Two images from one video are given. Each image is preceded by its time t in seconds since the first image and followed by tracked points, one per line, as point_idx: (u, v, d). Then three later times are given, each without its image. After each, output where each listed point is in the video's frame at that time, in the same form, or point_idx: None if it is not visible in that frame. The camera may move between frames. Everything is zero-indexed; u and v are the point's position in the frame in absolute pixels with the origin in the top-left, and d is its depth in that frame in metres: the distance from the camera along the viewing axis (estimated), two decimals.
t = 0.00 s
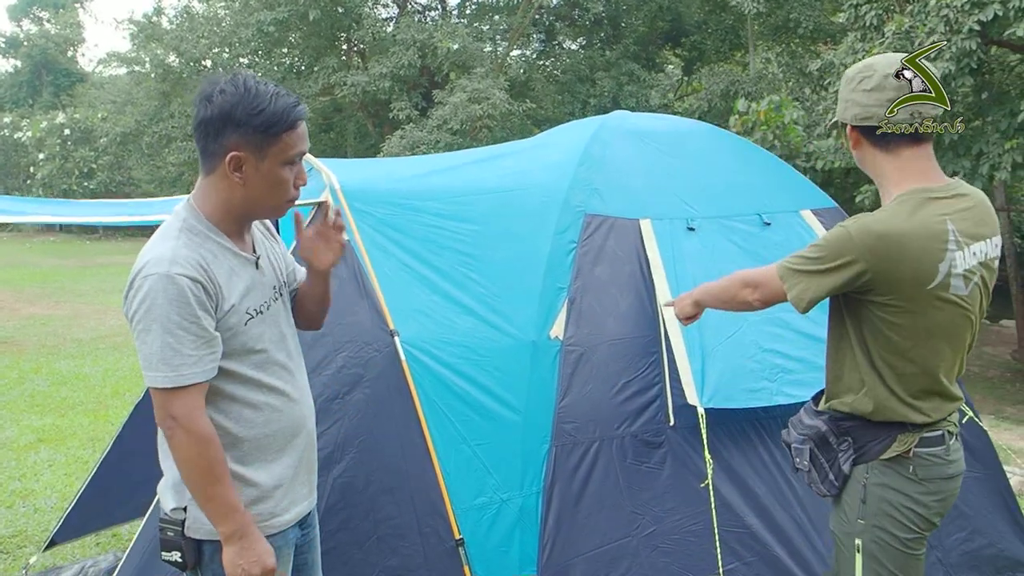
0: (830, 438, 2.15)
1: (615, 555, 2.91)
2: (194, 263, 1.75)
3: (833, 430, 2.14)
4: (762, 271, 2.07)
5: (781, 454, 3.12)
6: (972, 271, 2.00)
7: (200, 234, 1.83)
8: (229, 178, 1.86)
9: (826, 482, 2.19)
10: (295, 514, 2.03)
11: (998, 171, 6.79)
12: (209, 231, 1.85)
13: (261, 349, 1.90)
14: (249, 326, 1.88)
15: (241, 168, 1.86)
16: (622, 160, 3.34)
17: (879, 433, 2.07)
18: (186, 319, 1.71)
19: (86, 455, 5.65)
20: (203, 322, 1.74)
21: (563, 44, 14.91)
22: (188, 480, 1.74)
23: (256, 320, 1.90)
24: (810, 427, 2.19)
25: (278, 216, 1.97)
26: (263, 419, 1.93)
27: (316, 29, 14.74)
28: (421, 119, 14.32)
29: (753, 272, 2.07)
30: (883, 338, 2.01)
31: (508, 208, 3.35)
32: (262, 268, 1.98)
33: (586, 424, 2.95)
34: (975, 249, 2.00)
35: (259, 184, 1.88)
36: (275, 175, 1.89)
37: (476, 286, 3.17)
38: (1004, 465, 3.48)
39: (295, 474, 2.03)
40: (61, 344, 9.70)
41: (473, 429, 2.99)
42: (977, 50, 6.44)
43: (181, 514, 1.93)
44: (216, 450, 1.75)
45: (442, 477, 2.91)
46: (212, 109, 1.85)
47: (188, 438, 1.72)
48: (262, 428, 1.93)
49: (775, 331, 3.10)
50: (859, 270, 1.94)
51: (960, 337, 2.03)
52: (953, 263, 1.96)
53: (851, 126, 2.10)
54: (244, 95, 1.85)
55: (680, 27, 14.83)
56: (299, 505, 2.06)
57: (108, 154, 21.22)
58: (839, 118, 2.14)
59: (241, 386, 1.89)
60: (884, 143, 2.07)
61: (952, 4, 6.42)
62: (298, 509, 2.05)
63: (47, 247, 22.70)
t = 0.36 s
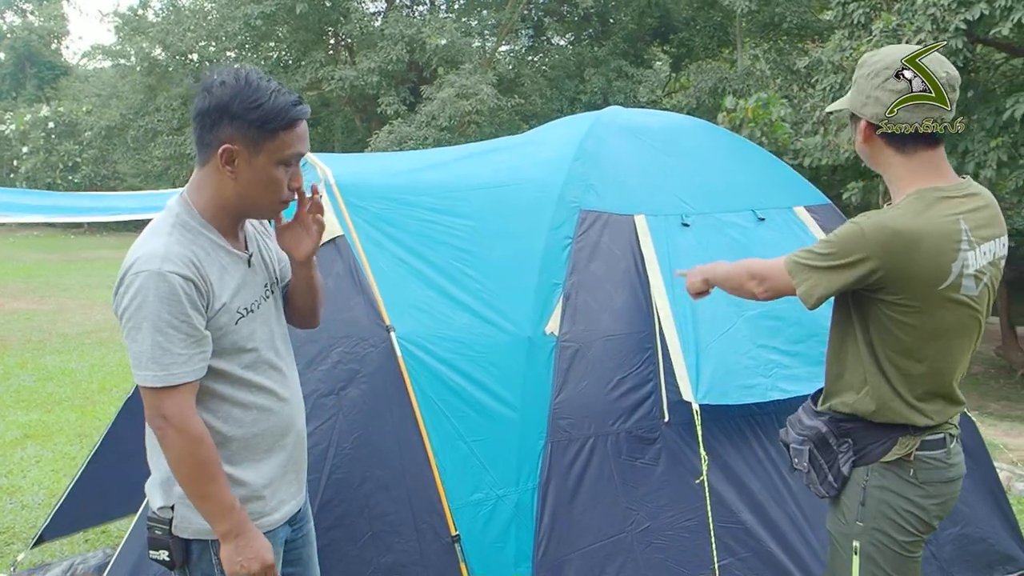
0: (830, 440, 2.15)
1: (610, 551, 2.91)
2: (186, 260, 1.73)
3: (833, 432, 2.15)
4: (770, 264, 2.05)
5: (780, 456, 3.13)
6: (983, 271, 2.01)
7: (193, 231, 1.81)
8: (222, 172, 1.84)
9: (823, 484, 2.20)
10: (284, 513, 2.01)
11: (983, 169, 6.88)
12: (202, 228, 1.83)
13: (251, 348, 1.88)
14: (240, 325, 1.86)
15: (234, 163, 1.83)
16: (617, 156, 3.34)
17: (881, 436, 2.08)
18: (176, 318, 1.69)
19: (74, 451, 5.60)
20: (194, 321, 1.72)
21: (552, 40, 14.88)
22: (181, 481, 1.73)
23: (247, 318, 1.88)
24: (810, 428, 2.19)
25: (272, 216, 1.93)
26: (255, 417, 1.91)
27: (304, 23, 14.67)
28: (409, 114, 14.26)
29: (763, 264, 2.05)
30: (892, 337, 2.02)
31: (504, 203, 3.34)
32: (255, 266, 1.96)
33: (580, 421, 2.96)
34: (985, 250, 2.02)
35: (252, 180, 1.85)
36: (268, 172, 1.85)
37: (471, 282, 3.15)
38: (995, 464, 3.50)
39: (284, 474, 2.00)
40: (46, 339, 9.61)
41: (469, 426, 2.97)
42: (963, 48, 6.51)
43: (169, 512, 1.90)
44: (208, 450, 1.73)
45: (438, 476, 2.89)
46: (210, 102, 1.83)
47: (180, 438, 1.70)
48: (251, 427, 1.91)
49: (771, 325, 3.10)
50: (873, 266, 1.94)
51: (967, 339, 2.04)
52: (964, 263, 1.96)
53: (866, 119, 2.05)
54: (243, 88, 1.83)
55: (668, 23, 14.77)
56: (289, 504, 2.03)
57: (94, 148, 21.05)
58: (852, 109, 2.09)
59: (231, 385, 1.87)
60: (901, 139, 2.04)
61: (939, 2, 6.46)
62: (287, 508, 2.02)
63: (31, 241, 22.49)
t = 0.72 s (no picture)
0: (829, 439, 2.14)
1: (610, 547, 2.91)
2: (192, 261, 1.72)
3: (833, 430, 2.14)
4: (774, 255, 2.03)
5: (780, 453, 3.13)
6: (992, 270, 2.02)
7: (196, 230, 1.79)
8: (223, 167, 1.83)
9: (821, 482, 2.19)
10: (284, 509, 2.01)
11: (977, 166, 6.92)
12: (206, 227, 1.81)
13: (254, 346, 1.87)
14: (245, 323, 1.85)
15: (234, 155, 1.83)
16: (616, 152, 3.33)
17: (882, 434, 2.09)
18: (184, 320, 1.68)
19: (69, 446, 5.58)
20: (201, 323, 1.71)
21: (547, 35, 14.86)
22: (189, 482, 1.72)
23: (252, 316, 1.87)
24: (808, 426, 2.18)
25: (272, 198, 1.94)
26: (257, 414, 1.91)
27: (299, 17, 14.63)
28: (405, 109, 14.24)
29: (765, 255, 2.03)
30: (905, 334, 2.01)
31: (504, 199, 3.33)
32: (258, 262, 1.95)
33: (580, 417, 2.96)
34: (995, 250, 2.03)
35: (257, 167, 1.85)
36: (270, 155, 1.86)
37: (470, 278, 3.15)
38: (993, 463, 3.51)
39: (284, 468, 1.99)
40: (40, 334, 9.58)
41: (468, 421, 2.97)
42: (959, 44, 6.54)
43: (169, 509, 1.90)
44: (216, 451, 1.72)
45: (438, 472, 2.88)
46: (191, 101, 1.79)
47: (188, 439, 1.69)
48: (252, 425, 1.90)
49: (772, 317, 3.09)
50: (891, 260, 1.93)
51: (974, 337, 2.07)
52: (980, 263, 1.98)
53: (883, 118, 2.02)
54: (222, 79, 1.81)
55: (664, 19, 14.74)
56: (288, 499, 2.03)
57: (88, 142, 20.97)
58: (860, 109, 2.06)
59: (234, 383, 1.86)
60: (917, 137, 2.03)
61: None
62: (287, 504, 2.02)
63: (24, 236, 22.41)
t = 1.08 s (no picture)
0: (826, 435, 2.15)
1: (610, 542, 2.92)
2: (203, 247, 1.73)
3: (829, 427, 2.15)
4: (770, 220, 1.93)
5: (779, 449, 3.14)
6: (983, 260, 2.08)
7: (205, 218, 1.79)
8: (233, 154, 1.83)
9: (820, 479, 2.18)
10: (289, 504, 2.01)
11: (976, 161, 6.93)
12: (214, 216, 1.81)
13: (260, 337, 1.87)
14: (253, 313, 1.85)
15: (243, 140, 1.83)
16: (616, 147, 3.34)
17: (879, 427, 2.09)
18: (197, 305, 1.68)
19: (69, 442, 5.58)
20: (213, 309, 1.71)
21: (546, 30, 14.78)
22: (200, 471, 1.72)
23: (258, 307, 1.87)
24: (805, 424, 2.19)
25: (275, 187, 1.96)
26: (262, 408, 1.91)
27: (297, 12, 14.60)
28: (404, 105, 14.22)
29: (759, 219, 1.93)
30: (909, 317, 2.02)
31: (505, 193, 3.33)
32: (263, 255, 1.95)
33: (580, 412, 2.97)
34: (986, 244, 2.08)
35: (264, 151, 1.86)
36: (276, 137, 1.88)
37: (471, 272, 3.15)
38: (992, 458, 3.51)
39: (287, 464, 2.00)
40: (39, 330, 9.57)
41: (469, 416, 2.98)
42: (957, 41, 6.58)
43: (172, 506, 1.90)
44: (226, 438, 1.72)
45: (440, 467, 2.89)
46: (192, 92, 1.78)
47: (200, 427, 1.69)
48: (257, 419, 1.91)
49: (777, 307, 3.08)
50: (902, 239, 1.92)
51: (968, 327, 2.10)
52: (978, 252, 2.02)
53: (912, 111, 2.01)
54: (221, 64, 1.81)
55: (663, 15, 14.69)
56: (292, 496, 2.03)
57: (86, 138, 20.93)
58: (884, 103, 2.02)
59: (240, 376, 1.86)
60: (932, 133, 2.05)
61: None
62: (291, 500, 2.02)
63: (22, 231, 22.38)
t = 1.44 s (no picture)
0: (819, 433, 2.15)
1: (608, 538, 2.92)
2: (191, 240, 1.73)
3: (822, 424, 2.16)
4: (765, 232, 1.93)
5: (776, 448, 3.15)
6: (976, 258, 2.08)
7: (194, 213, 1.79)
8: (239, 151, 1.84)
9: (813, 477, 2.17)
10: (288, 499, 2.02)
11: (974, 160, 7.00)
12: (203, 211, 1.82)
13: (253, 331, 1.87)
14: (245, 307, 1.85)
15: (251, 140, 1.84)
16: (615, 145, 3.34)
17: (872, 425, 2.10)
18: (185, 298, 1.69)
19: (67, 438, 5.58)
20: (202, 301, 1.71)
21: (545, 29, 14.53)
22: (201, 462, 1.72)
23: (251, 300, 1.87)
24: (798, 421, 2.19)
25: (271, 192, 1.97)
26: (256, 403, 1.91)
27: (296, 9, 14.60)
28: (403, 102, 14.22)
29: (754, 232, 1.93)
30: (904, 320, 2.02)
31: (503, 190, 3.33)
32: (255, 250, 1.96)
33: (578, 409, 2.97)
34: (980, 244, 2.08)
35: (267, 154, 1.87)
36: (280, 144, 1.90)
37: (470, 269, 3.15)
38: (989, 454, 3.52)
39: (285, 459, 2.00)
40: (37, 326, 9.56)
41: (467, 412, 2.98)
42: (955, 41, 6.62)
43: (170, 502, 1.90)
44: (224, 428, 1.72)
45: (438, 465, 2.89)
46: (216, 82, 1.80)
47: (195, 418, 1.69)
48: (250, 414, 1.91)
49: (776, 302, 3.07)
50: (895, 242, 1.92)
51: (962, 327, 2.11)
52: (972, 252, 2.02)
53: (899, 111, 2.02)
54: (246, 63, 1.84)
55: (663, 12, 14.67)
56: (291, 490, 2.04)
57: (85, 134, 20.93)
58: (870, 104, 2.02)
59: (234, 370, 1.86)
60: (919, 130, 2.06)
61: None
62: (290, 495, 2.03)
63: (21, 227, 22.35)
